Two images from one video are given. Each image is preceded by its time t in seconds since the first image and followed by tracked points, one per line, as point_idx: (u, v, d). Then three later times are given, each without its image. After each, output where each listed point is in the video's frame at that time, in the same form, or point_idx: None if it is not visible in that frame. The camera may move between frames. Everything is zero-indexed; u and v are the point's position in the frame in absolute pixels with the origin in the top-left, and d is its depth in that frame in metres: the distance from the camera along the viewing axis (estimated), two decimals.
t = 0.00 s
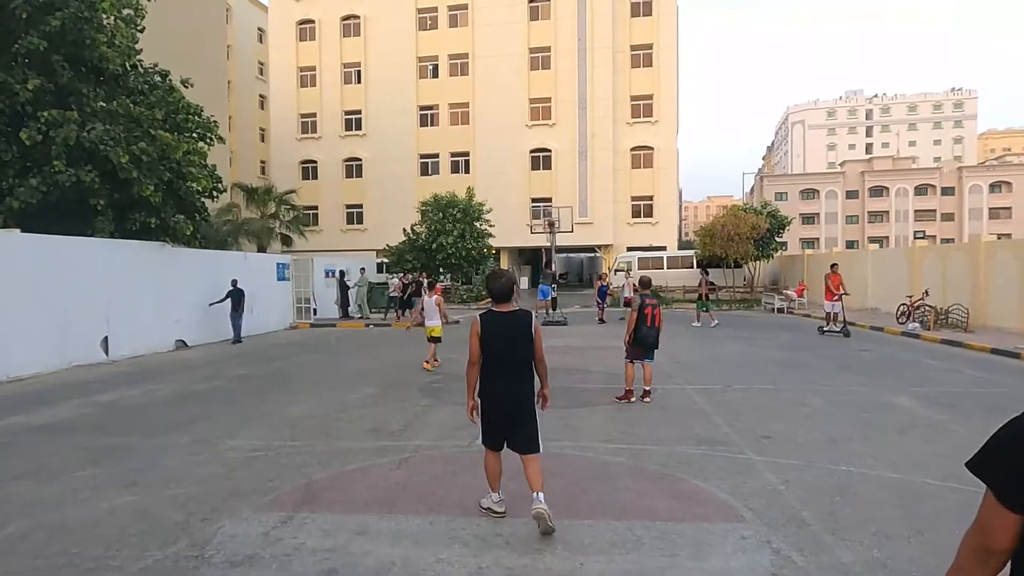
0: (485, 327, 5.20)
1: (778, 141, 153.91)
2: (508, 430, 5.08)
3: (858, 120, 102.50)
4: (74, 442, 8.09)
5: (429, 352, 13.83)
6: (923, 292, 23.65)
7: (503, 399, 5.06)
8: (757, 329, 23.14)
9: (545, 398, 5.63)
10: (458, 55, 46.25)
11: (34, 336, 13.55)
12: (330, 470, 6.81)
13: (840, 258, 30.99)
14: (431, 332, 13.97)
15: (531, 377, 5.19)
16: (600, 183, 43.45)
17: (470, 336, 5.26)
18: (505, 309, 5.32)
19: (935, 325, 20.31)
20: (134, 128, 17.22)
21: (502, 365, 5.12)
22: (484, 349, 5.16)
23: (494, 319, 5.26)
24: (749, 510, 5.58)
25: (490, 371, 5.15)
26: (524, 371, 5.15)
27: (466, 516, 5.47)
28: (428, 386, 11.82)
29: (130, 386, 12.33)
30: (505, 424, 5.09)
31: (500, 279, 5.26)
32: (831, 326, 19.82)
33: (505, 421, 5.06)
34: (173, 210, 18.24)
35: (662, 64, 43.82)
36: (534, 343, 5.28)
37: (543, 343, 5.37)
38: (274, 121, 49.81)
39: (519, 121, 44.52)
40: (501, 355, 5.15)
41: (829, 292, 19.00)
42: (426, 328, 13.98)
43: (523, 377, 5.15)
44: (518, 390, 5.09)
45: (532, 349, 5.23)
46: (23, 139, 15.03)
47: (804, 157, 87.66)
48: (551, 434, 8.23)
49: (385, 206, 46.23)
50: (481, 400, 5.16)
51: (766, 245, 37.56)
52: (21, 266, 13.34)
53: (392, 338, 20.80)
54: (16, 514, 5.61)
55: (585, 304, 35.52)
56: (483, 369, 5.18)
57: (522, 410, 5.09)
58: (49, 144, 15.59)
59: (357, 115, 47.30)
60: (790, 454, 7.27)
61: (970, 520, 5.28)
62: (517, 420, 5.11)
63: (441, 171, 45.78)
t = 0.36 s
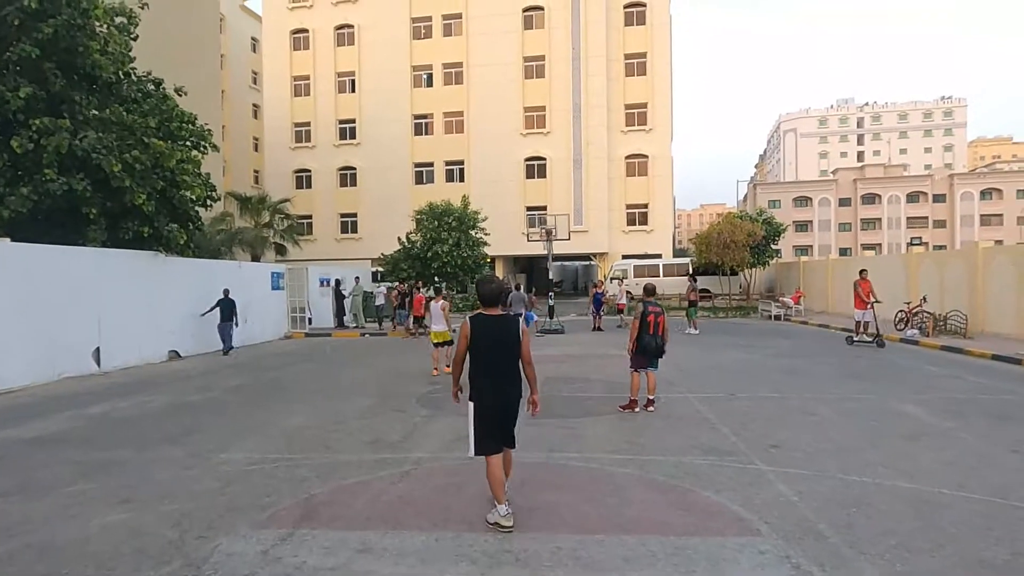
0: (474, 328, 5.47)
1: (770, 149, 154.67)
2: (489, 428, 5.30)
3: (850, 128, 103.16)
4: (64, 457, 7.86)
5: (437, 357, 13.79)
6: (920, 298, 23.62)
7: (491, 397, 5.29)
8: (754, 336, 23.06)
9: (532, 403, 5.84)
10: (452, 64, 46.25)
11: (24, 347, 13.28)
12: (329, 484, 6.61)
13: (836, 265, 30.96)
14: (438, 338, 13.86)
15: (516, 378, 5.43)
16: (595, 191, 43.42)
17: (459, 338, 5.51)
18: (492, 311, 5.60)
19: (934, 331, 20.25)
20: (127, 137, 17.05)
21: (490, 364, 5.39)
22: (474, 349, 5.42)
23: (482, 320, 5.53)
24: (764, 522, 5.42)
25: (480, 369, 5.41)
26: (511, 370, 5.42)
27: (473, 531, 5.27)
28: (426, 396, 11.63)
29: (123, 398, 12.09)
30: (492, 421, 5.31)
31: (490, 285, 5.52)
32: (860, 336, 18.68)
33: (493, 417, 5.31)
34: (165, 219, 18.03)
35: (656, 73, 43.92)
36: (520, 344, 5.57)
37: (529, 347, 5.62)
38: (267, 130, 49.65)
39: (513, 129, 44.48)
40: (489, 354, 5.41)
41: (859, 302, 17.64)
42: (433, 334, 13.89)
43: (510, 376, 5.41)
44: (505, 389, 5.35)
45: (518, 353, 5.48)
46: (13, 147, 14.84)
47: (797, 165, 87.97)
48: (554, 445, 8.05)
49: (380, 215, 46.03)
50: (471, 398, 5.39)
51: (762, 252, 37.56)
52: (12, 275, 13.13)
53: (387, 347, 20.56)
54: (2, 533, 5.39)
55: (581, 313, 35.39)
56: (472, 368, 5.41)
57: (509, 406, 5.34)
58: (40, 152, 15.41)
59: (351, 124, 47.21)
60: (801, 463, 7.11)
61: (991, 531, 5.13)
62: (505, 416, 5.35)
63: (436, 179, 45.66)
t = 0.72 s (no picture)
0: (463, 328, 5.98)
1: (758, 156, 155.89)
2: (473, 419, 5.90)
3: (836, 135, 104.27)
4: (61, 465, 7.88)
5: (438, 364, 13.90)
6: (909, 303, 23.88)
7: (474, 389, 5.88)
8: (745, 342, 23.28)
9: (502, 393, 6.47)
10: (443, 72, 46.45)
11: (17, 356, 13.26)
12: (328, 489, 6.68)
13: (825, 272, 31.29)
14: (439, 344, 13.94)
15: (496, 374, 6.03)
16: (585, 199, 43.64)
17: (448, 335, 5.96)
18: (478, 314, 6.13)
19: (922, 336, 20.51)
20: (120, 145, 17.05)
21: (476, 361, 5.93)
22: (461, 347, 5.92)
23: (468, 321, 6.04)
24: (757, 522, 5.54)
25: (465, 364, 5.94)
26: (494, 367, 6.01)
27: (473, 533, 5.36)
28: (421, 402, 11.69)
29: (117, 406, 12.09)
30: (478, 412, 5.92)
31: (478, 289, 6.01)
32: (882, 344, 18.41)
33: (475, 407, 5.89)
34: (158, 227, 18.00)
35: (645, 81, 44.30)
36: (500, 344, 6.13)
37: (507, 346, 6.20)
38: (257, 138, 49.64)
39: (504, 137, 44.68)
40: (474, 351, 5.94)
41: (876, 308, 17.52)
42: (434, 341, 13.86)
43: (491, 371, 5.99)
44: (489, 384, 5.95)
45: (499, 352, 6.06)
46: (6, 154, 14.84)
47: (784, 172, 88.70)
48: (550, 449, 8.15)
49: (371, 223, 46.04)
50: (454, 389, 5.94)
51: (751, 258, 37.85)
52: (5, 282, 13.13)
53: (380, 355, 20.58)
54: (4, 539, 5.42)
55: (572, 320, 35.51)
56: (458, 364, 5.92)
57: (489, 398, 5.94)
58: (33, 160, 15.41)
59: (342, 132, 47.31)
60: (793, 465, 7.25)
61: (977, 528, 5.27)
62: (485, 407, 5.97)
63: (427, 187, 45.75)
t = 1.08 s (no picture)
0: (424, 328, 6.21)
1: (743, 157, 157.29)
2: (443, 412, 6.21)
3: (819, 137, 105.43)
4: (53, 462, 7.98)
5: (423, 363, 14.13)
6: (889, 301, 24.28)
7: (439, 386, 6.17)
8: (727, 341, 23.68)
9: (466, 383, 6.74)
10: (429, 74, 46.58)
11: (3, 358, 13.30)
12: (319, 483, 6.85)
13: (807, 272, 31.80)
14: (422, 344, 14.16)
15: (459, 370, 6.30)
16: (571, 200, 43.91)
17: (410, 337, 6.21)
18: (436, 312, 6.34)
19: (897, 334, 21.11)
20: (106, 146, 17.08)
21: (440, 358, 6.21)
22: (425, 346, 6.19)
23: (428, 321, 6.31)
24: (732, 508, 5.82)
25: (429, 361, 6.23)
26: (456, 363, 6.27)
27: (460, 522, 5.56)
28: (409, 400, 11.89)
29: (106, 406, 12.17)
30: (446, 406, 6.24)
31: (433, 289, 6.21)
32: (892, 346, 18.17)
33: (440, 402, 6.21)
34: (145, 228, 18.04)
35: (630, 83, 44.68)
36: (460, 340, 6.38)
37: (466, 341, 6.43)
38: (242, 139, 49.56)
39: (490, 139, 44.87)
40: (437, 350, 6.21)
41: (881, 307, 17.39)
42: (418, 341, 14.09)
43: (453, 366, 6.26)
44: (453, 380, 6.24)
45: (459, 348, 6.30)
46: None
47: (768, 174, 89.65)
48: (535, 443, 8.40)
49: (358, 225, 46.05)
50: (419, 387, 6.23)
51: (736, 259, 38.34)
52: None
53: (368, 355, 20.74)
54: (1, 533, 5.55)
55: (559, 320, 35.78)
56: (423, 364, 6.19)
57: (454, 394, 6.24)
58: (18, 161, 15.41)
59: (328, 133, 47.33)
60: (768, 456, 7.54)
61: (939, 513, 5.56)
62: (450, 403, 6.26)
63: (413, 188, 45.83)
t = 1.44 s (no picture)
0: (364, 309, 6.99)
1: (736, 152, 157.62)
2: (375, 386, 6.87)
3: (812, 131, 105.70)
4: (36, 450, 8.13)
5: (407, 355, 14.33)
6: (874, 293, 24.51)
7: (373, 361, 6.86)
8: (714, 333, 23.95)
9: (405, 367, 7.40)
10: (421, 68, 46.59)
11: None
12: (294, 467, 7.02)
13: (795, 265, 32.02)
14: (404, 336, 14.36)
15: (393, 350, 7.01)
16: (563, 194, 44.01)
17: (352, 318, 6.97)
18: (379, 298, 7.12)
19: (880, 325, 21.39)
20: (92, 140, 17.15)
21: (377, 337, 6.95)
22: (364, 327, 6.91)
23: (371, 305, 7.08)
24: (691, 487, 6.01)
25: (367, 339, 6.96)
26: (391, 343, 7.00)
27: (426, 502, 5.73)
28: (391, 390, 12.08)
29: (93, 397, 12.30)
30: (379, 381, 6.90)
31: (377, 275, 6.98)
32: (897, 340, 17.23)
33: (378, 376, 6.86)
34: (132, 222, 18.13)
35: (621, 77, 44.75)
36: (399, 324, 7.13)
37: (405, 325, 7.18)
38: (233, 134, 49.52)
39: (482, 133, 44.92)
40: (373, 330, 6.95)
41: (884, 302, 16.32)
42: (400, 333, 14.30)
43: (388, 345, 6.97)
44: (387, 358, 6.94)
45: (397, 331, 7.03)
46: None
47: (761, 168, 89.98)
48: (510, 429, 8.59)
49: (350, 219, 46.08)
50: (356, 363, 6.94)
51: (726, 252, 38.57)
52: None
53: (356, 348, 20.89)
54: None
55: (550, 314, 35.99)
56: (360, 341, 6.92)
57: (386, 371, 6.91)
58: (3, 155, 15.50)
59: (320, 128, 47.34)
60: (734, 440, 7.73)
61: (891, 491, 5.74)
62: (381, 379, 6.93)
63: (405, 183, 45.85)
